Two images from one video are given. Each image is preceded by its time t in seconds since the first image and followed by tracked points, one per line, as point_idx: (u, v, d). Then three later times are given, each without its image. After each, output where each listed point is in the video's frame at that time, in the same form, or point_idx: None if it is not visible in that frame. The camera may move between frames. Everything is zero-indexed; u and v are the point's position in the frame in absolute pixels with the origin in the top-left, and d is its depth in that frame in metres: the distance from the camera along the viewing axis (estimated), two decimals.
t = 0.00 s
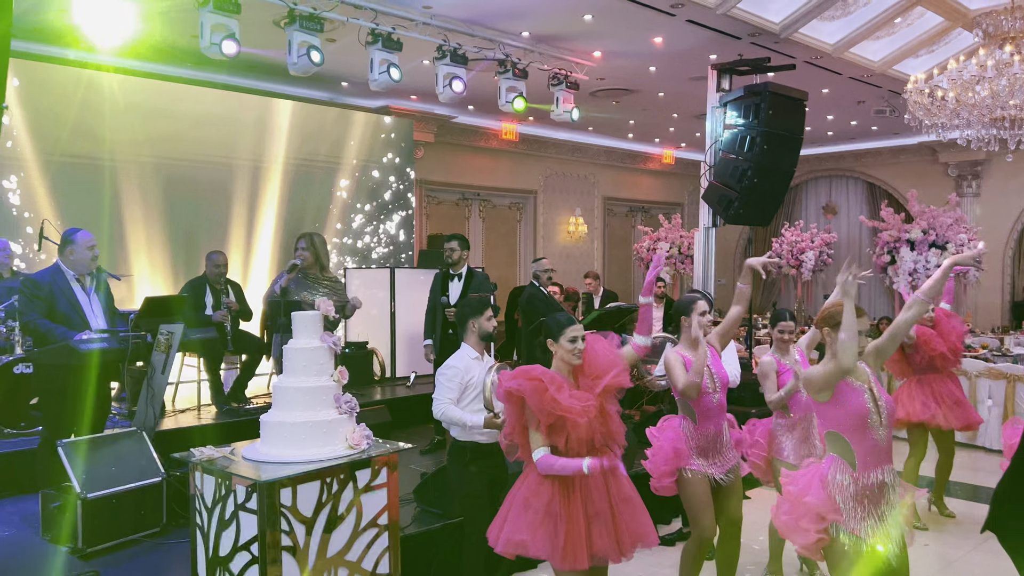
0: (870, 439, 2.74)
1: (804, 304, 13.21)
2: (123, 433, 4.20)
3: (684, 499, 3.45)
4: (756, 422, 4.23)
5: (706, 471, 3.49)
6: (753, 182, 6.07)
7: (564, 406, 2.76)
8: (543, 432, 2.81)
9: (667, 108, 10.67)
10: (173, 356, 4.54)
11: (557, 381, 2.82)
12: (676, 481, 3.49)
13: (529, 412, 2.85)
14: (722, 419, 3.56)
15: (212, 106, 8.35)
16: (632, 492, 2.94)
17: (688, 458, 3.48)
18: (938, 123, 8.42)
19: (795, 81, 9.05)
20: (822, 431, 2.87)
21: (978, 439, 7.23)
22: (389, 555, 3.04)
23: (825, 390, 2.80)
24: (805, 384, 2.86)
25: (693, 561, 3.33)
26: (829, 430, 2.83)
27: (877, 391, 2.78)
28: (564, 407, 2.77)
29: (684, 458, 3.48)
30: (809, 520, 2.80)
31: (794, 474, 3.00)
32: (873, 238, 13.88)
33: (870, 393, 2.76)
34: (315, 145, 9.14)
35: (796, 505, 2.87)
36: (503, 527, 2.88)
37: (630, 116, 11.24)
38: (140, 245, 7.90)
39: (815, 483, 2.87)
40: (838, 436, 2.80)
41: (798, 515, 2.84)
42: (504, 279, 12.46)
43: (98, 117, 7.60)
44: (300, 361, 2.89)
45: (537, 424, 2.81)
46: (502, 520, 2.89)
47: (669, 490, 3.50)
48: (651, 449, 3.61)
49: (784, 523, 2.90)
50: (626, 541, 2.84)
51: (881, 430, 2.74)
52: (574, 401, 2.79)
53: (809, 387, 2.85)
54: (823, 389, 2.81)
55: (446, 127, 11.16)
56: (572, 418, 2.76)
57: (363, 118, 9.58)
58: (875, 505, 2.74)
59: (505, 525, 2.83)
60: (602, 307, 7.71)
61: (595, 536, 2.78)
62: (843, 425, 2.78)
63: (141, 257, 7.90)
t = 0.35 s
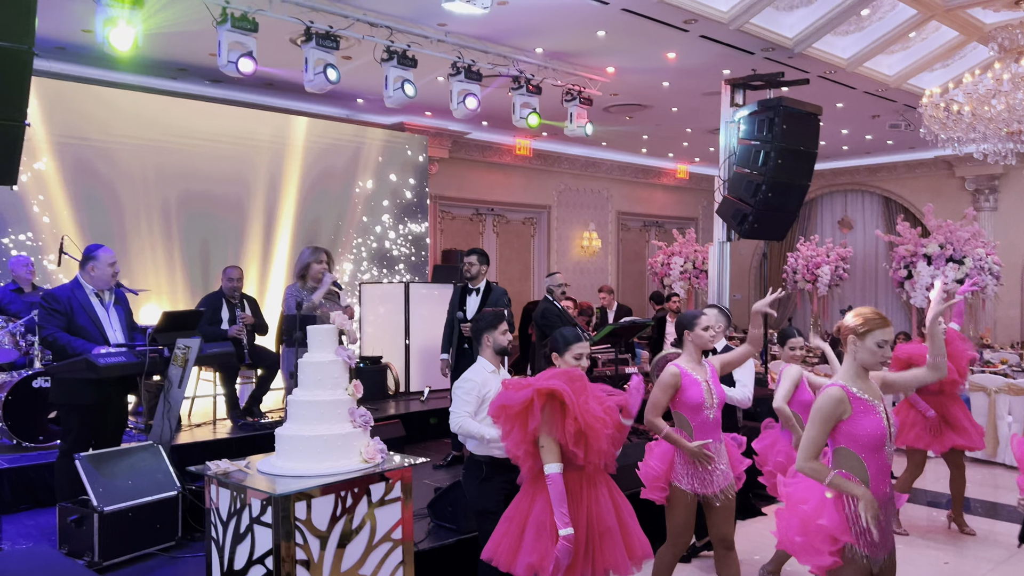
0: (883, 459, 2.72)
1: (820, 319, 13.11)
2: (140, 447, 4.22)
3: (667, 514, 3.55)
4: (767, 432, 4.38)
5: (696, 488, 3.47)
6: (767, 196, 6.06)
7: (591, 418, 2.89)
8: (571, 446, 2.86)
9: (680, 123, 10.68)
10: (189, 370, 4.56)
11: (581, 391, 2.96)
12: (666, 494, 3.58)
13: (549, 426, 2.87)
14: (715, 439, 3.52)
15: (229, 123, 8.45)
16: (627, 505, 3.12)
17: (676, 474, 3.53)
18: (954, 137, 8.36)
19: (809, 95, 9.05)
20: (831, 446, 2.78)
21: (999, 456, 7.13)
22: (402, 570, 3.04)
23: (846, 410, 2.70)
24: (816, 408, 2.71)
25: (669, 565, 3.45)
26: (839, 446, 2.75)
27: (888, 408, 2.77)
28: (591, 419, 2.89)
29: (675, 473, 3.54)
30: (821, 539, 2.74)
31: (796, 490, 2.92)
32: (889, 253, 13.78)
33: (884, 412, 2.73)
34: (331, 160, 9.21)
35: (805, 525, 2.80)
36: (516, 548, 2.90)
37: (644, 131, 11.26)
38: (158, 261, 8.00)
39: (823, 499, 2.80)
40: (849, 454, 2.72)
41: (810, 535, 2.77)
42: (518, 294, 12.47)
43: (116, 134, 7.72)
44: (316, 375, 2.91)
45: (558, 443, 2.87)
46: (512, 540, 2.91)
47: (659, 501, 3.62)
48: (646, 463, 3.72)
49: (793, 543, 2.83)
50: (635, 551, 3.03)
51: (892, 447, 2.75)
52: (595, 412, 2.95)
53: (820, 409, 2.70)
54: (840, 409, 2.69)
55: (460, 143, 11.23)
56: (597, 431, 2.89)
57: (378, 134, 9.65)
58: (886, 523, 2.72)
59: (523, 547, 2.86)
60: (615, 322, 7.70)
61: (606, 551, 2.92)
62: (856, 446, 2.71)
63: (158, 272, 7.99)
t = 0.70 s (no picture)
0: (886, 473, 2.70)
1: (833, 330, 13.04)
2: (152, 455, 4.24)
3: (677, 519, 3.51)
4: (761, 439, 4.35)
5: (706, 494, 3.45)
6: (779, 206, 6.04)
7: (573, 431, 2.85)
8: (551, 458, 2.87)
9: (691, 133, 10.67)
10: (201, 379, 4.56)
11: (569, 404, 2.92)
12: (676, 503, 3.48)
13: (536, 435, 2.90)
14: (725, 449, 3.51)
15: (241, 133, 8.52)
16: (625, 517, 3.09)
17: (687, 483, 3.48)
18: (967, 147, 8.26)
19: (821, 105, 9.02)
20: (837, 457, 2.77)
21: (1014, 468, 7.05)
22: None
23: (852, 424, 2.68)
24: (823, 421, 2.67)
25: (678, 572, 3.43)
26: (842, 455, 2.75)
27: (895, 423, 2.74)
28: (574, 431, 2.86)
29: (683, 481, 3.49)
30: (814, 542, 2.69)
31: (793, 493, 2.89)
32: (902, 263, 13.69)
33: (891, 428, 2.70)
34: (342, 170, 9.25)
35: (799, 526, 2.76)
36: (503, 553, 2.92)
37: (655, 140, 11.25)
38: (171, 270, 8.06)
39: (821, 503, 2.75)
40: (852, 466, 2.72)
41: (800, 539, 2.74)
42: (528, 303, 12.48)
43: (131, 144, 7.80)
44: (327, 383, 2.92)
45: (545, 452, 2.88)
46: (500, 544, 2.95)
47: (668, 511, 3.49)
48: (651, 469, 3.62)
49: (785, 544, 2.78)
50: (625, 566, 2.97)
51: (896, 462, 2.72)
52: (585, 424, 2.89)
53: (827, 421, 2.66)
54: (846, 423, 2.65)
55: (471, 153, 11.27)
56: (579, 445, 2.83)
57: (390, 144, 9.69)
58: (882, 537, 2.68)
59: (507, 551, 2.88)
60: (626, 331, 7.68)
61: (593, 563, 2.90)
62: (859, 458, 2.70)
63: (171, 281, 8.04)
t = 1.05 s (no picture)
0: (908, 477, 2.67)
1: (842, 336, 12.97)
2: (160, 460, 4.25)
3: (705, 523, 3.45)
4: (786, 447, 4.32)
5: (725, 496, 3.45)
6: (788, 211, 6.03)
7: (590, 428, 2.85)
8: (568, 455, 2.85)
9: (699, 139, 10.66)
10: (209, 384, 4.57)
11: (587, 400, 2.93)
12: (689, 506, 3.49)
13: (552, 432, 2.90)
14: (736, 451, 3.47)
15: (250, 140, 8.56)
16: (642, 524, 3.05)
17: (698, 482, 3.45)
18: (977, 152, 8.14)
19: (829, 111, 9.00)
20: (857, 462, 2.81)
21: None
22: None
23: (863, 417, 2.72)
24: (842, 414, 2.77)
25: None
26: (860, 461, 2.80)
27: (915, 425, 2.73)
28: (591, 428, 2.86)
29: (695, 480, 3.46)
30: (836, 554, 2.75)
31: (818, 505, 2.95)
32: (911, 269, 13.62)
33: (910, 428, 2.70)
34: (350, 176, 9.28)
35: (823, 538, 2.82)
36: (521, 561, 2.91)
37: (662, 146, 11.23)
38: (180, 276, 8.09)
39: (842, 514, 2.81)
40: (872, 469, 2.72)
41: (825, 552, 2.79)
42: (536, 309, 12.47)
43: (141, 151, 7.86)
44: (335, 389, 2.93)
45: (561, 448, 2.88)
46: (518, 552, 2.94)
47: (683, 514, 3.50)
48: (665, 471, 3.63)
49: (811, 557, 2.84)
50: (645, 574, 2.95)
51: (917, 464, 2.69)
52: (601, 425, 2.88)
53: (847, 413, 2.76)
54: (862, 420, 2.72)
55: (479, 159, 11.29)
56: (595, 441, 2.84)
57: (398, 150, 9.71)
58: (907, 544, 2.69)
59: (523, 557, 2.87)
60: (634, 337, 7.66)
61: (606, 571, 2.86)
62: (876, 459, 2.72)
63: (179, 287, 8.07)
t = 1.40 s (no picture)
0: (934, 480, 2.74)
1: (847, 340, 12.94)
2: (166, 464, 4.25)
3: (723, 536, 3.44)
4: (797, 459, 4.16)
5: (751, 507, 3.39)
6: (793, 214, 6.02)
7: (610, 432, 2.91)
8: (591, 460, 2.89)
9: (704, 142, 10.64)
10: (214, 389, 4.57)
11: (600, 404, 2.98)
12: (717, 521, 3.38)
13: (570, 438, 2.92)
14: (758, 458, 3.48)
15: (256, 144, 8.59)
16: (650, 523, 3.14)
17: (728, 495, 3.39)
18: (983, 155, 8.07)
19: (835, 114, 8.98)
20: (884, 473, 2.80)
21: None
22: None
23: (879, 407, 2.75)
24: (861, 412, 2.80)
25: None
26: (889, 471, 2.79)
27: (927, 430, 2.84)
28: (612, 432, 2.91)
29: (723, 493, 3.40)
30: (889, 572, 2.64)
31: (844, 528, 2.83)
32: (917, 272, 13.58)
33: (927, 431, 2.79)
34: (355, 181, 9.30)
35: (869, 559, 2.69)
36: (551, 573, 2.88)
37: (668, 150, 11.22)
38: (185, 280, 8.11)
39: (884, 531, 2.72)
40: (902, 477, 2.76)
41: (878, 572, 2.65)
42: (541, 313, 12.46)
43: (147, 155, 7.89)
44: (340, 393, 2.94)
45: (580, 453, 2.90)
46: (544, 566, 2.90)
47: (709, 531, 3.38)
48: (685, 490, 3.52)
49: None
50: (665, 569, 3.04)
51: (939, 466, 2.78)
52: (615, 427, 2.95)
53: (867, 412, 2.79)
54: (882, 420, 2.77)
55: (483, 163, 11.30)
56: (618, 445, 2.90)
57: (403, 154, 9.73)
58: (938, 550, 2.73)
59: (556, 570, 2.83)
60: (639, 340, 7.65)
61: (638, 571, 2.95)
62: (907, 465, 2.74)
63: (185, 291, 8.09)
